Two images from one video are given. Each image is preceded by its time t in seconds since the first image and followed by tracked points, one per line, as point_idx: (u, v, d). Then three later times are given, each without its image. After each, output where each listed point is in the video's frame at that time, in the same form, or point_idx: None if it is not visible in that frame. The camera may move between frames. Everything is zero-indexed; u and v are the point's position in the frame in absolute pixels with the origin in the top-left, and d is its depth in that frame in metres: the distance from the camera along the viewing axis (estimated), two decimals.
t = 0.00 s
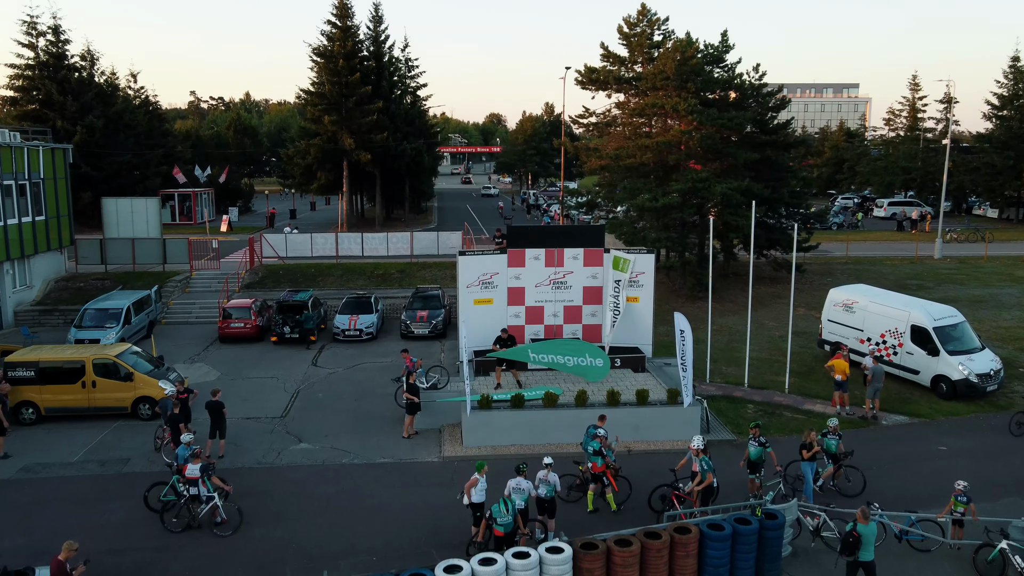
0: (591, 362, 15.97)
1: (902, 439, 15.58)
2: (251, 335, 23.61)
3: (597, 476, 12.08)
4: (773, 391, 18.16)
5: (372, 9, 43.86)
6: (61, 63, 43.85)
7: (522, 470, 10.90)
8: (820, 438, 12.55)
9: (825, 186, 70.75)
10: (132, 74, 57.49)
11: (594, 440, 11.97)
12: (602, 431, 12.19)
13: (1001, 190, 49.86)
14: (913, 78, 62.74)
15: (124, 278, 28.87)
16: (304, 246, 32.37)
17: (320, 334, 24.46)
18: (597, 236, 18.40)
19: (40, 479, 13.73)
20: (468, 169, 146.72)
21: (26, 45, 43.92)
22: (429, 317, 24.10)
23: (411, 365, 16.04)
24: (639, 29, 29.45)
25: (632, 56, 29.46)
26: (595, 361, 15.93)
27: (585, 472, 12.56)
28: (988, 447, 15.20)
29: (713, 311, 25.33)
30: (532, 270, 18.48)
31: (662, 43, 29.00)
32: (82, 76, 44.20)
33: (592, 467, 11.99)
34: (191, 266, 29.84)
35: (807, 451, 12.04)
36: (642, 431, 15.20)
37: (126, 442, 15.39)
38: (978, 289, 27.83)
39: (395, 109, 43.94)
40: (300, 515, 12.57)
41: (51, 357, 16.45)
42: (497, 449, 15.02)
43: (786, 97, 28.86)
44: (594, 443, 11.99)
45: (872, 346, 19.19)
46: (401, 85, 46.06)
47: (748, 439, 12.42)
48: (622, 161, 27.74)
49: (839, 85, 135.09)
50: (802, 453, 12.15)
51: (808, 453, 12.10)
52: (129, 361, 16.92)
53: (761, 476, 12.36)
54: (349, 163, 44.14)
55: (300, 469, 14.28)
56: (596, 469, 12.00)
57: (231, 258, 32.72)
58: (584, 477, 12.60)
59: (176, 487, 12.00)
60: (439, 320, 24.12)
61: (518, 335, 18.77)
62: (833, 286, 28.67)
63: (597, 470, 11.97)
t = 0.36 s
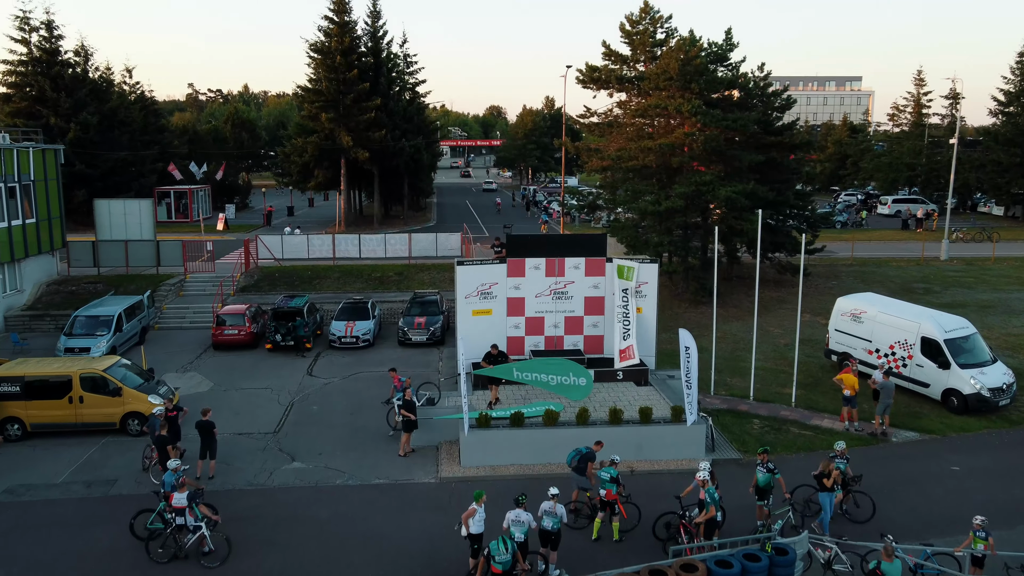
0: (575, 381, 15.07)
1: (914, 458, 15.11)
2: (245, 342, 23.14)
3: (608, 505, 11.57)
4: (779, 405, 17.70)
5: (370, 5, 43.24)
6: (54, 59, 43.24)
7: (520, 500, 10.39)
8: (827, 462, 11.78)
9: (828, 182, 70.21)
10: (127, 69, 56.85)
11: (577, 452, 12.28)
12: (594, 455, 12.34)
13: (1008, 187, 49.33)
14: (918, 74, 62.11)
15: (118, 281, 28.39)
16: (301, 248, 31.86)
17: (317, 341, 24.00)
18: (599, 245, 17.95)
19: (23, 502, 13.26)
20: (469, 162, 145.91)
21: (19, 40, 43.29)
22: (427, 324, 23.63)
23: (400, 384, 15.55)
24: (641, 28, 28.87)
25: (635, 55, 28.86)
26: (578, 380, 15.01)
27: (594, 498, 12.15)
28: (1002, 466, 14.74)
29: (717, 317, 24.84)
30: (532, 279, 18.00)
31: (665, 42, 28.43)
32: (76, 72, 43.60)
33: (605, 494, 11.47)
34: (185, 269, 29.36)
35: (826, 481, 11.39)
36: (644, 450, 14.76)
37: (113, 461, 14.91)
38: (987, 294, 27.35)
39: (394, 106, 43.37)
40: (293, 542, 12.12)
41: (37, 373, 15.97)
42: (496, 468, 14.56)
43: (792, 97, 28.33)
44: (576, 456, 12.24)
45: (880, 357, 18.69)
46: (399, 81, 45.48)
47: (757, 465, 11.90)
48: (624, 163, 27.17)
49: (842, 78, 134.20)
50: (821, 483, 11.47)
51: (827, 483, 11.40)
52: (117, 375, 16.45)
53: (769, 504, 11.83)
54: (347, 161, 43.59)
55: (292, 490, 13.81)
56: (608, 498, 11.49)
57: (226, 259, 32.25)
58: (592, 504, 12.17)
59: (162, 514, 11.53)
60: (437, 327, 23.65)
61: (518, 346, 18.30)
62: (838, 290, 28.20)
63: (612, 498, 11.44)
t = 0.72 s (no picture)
0: (565, 397, 14.62)
1: (928, 482, 14.57)
2: (238, 351, 22.61)
3: (619, 541, 10.86)
4: (787, 423, 17.15)
5: None
6: (47, 55, 42.53)
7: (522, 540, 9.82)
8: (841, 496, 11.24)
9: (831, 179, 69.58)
10: (123, 65, 56.12)
11: (571, 480, 11.82)
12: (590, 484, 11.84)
13: (1015, 186, 48.72)
14: (923, 69, 61.42)
15: (109, 286, 27.83)
16: (297, 251, 31.28)
17: (312, 350, 23.47)
18: (601, 257, 17.41)
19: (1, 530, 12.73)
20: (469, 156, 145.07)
21: (11, 36, 42.57)
22: (425, 332, 23.09)
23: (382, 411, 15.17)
24: (644, 27, 28.25)
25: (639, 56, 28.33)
26: (569, 395, 14.56)
27: (599, 532, 11.68)
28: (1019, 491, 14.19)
29: (721, 325, 24.27)
30: (532, 292, 17.46)
31: (668, 42, 27.85)
32: (69, 68, 42.91)
33: (618, 529, 10.86)
34: (179, 273, 28.81)
35: (846, 518, 10.90)
36: (649, 474, 14.21)
37: (97, 484, 14.37)
38: (997, 300, 26.78)
39: (392, 104, 42.73)
40: None
41: (20, 391, 15.41)
42: (495, 494, 14.01)
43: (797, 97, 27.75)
44: (571, 482, 11.78)
45: (891, 372, 18.14)
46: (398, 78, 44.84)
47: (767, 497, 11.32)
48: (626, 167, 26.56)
49: (846, 71, 133.21)
50: (839, 519, 10.97)
51: (846, 520, 10.91)
52: (103, 393, 15.88)
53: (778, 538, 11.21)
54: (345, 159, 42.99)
55: (281, 518, 13.27)
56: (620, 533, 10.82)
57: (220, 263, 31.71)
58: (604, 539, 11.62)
59: (146, 549, 11.02)
60: (435, 336, 23.11)
61: (517, 361, 17.76)
62: (844, 296, 27.69)
63: (625, 532, 10.80)
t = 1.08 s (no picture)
0: (549, 427, 14.39)
1: (944, 512, 13.94)
2: (229, 363, 21.99)
3: None
4: (796, 445, 16.51)
5: None
6: (38, 52, 41.73)
7: None
8: (860, 541, 10.68)
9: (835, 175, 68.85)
10: (118, 60, 55.33)
11: (571, 519, 11.16)
12: (590, 525, 11.19)
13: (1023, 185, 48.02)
14: (929, 65, 60.61)
15: (100, 293, 27.20)
16: (292, 256, 30.64)
17: (305, 362, 22.83)
18: (604, 273, 16.78)
19: None
20: (469, 150, 144.22)
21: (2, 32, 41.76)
22: (421, 344, 22.47)
23: (362, 442, 14.61)
24: (647, 26, 27.51)
25: (642, 56, 27.62)
26: (553, 425, 14.36)
27: None
28: None
29: (726, 336, 23.64)
30: (532, 309, 16.82)
31: (672, 42, 27.15)
32: (60, 65, 42.07)
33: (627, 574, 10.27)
34: (171, 280, 28.21)
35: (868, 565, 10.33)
36: (653, 505, 13.54)
37: (77, 516, 13.74)
38: (1010, 309, 26.13)
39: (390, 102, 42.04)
40: None
41: None
42: (492, 527, 13.37)
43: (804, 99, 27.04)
44: (571, 523, 11.12)
45: (903, 392, 17.50)
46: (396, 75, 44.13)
47: (779, 542, 10.69)
48: (628, 172, 25.84)
49: (849, 63, 132.12)
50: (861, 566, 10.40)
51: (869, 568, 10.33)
52: (86, 417, 15.23)
53: None
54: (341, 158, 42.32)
55: (268, 554, 12.65)
56: None
57: (214, 267, 31.08)
58: None
59: None
60: (432, 348, 22.49)
61: (516, 379, 17.13)
62: (851, 303, 27.06)
63: None
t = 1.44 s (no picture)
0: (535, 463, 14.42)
1: (966, 552, 13.24)
2: (220, 380, 21.29)
3: None
4: (808, 473, 15.81)
5: None
6: (28, 51, 40.87)
7: None
8: None
9: (839, 172, 68.04)
10: (111, 57, 54.45)
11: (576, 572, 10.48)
12: None
13: None
14: (936, 60, 59.71)
15: (89, 303, 26.49)
16: (286, 263, 29.91)
17: (298, 378, 22.13)
18: (606, 294, 16.07)
19: None
20: (468, 143, 143.20)
21: None
22: (418, 360, 21.76)
23: (344, 482, 13.69)
24: (650, 27, 26.69)
25: (645, 57, 26.81)
26: (539, 461, 14.40)
27: None
28: None
29: (733, 350, 22.92)
30: (532, 331, 16.09)
31: (675, 44, 26.36)
32: (51, 65, 41.19)
33: None
34: (162, 289, 27.54)
35: None
36: (660, 545, 12.84)
37: (53, 557, 13.06)
38: None
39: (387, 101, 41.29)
40: None
41: None
42: (489, 570, 12.67)
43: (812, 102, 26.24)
44: None
45: (919, 416, 16.78)
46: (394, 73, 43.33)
47: None
48: (631, 180, 25.02)
49: (852, 56, 130.99)
50: None
51: None
52: (64, 448, 14.53)
53: None
54: (338, 159, 41.57)
55: None
56: None
57: (207, 274, 30.37)
58: None
59: None
60: (429, 364, 21.76)
61: (515, 405, 16.41)
62: (860, 313, 26.32)
63: None
